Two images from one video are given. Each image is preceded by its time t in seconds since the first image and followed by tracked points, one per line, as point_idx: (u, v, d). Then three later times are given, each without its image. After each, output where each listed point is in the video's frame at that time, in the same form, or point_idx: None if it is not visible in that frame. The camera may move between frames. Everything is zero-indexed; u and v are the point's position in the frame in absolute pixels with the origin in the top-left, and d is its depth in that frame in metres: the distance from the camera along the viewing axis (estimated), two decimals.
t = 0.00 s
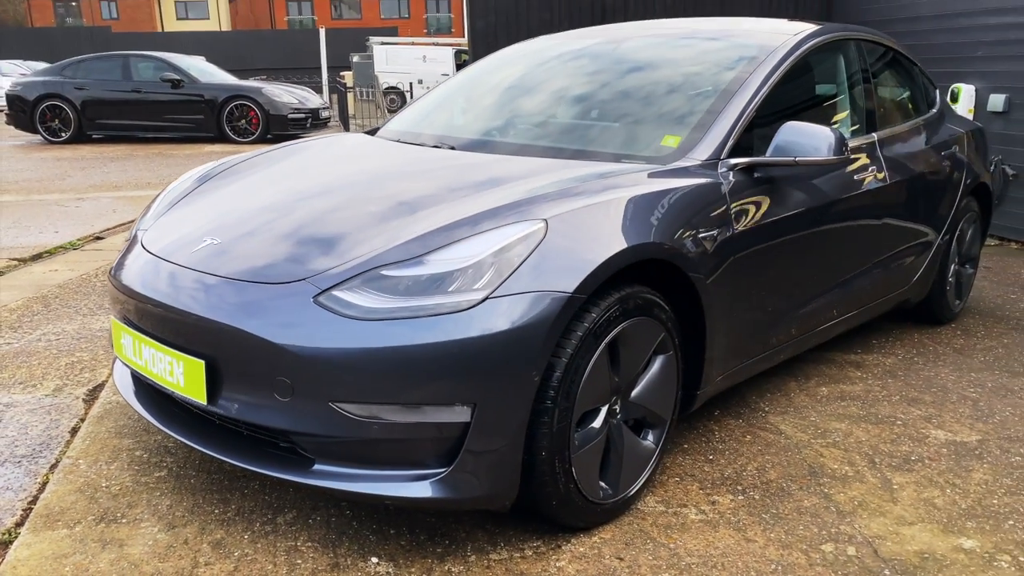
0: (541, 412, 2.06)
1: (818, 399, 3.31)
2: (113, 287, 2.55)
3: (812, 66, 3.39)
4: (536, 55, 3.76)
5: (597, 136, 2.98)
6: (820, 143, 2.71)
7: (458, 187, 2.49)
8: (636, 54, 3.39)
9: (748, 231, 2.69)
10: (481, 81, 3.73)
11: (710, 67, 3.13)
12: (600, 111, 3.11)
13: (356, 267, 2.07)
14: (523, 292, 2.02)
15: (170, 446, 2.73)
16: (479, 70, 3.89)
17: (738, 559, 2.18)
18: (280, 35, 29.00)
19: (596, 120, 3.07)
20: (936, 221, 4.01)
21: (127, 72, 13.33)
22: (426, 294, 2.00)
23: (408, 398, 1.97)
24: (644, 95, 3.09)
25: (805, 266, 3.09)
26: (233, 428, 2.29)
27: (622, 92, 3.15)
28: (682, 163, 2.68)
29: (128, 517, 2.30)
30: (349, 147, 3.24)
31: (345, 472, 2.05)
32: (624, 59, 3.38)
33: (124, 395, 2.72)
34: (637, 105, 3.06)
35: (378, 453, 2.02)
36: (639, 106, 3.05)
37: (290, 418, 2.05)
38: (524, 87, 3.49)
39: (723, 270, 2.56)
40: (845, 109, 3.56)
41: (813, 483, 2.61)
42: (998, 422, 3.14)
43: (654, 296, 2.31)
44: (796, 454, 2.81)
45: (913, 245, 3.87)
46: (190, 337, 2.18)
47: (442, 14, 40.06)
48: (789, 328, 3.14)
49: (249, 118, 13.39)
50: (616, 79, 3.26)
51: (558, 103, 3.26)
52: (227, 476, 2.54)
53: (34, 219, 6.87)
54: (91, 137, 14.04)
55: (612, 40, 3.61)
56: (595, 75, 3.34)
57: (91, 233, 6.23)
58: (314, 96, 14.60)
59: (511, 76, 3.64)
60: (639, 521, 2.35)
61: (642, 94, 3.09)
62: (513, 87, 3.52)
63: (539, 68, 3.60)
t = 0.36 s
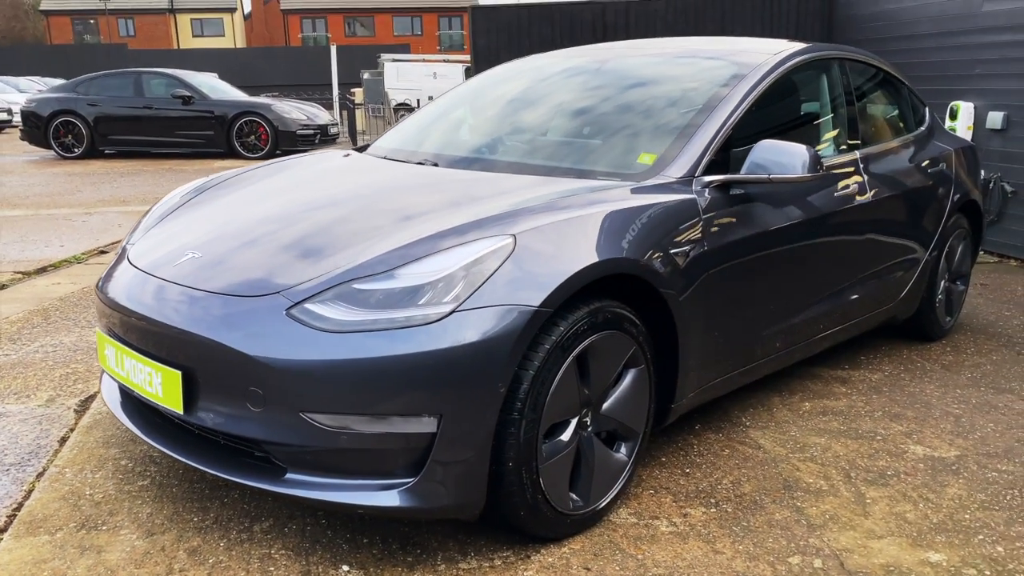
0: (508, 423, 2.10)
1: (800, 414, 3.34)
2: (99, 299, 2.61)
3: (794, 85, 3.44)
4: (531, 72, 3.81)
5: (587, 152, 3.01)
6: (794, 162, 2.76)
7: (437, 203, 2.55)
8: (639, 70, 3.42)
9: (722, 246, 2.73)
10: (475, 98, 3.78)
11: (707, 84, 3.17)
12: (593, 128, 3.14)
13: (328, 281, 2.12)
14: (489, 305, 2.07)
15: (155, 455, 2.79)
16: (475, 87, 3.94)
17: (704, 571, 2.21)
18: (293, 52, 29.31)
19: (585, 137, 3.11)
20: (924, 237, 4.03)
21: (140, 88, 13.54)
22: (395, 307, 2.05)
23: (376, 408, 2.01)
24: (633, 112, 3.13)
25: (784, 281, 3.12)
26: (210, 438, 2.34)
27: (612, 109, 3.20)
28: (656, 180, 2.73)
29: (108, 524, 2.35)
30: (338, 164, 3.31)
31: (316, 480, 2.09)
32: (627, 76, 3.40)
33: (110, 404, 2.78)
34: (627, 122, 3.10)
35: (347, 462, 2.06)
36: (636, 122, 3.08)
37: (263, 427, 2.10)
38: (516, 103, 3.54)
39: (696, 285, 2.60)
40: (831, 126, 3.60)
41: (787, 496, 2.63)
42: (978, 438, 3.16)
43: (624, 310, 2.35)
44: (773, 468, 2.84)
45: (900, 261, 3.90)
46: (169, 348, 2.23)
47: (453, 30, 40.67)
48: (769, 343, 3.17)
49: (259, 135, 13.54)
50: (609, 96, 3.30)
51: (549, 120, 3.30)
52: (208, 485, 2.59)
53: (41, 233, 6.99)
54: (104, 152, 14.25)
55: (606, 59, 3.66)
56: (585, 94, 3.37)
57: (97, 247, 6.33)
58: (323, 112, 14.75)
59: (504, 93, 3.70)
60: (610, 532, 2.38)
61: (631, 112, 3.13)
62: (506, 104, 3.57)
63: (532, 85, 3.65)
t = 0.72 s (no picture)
0: (488, 430, 2.15)
1: (790, 426, 3.36)
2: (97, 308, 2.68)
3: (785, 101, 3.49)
4: (531, 87, 3.88)
5: (584, 166, 3.06)
6: (779, 175, 2.78)
7: (426, 216, 2.61)
8: (648, 84, 3.46)
9: (707, 259, 2.78)
10: (476, 112, 3.85)
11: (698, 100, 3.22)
12: (591, 142, 3.19)
13: (314, 291, 2.18)
14: (469, 315, 2.12)
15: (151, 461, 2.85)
16: (476, 102, 4.01)
17: None
18: (310, 67, 29.65)
19: (582, 151, 3.16)
20: (919, 251, 4.05)
21: (157, 103, 13.76)
22: (377, 316, 2.10)
23: (357, 415, 2.06)
24: (628, 127, 3.18)
25: (773, 294, 3.16)
26: (201, 444, 2.40)
27: (608, 123, 3.25)
28: (642, 194, 2.77)
29: (101, 528, 2.41)
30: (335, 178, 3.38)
31: (299, 485, 2.14)
32: (638, 89, 3.44)
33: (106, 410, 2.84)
34: (622, 136, 3.14)
35: (329, 467, 2.11)
36: (633, 136, 3.12)
37: (248, 433, 2.15)
38: (515, 118, 3.60)
39: (679, 297, 2.64)
40: (825, 139, 3.64)
41: (770, 507, 2.66)
42: (968, 451, 3.17)
43: (605, 321, 2.40)
44: (759, 479, 2.86)
45: (895, 275, 3.92)
46: (161, 355, 2.30)
47: (464, 46, 41.89)
48: (759, 355, 3.20)
49: (273, 148, 13.76)
50: (606, 110, 3.35)
51: (546, 134, 3.36)
52: (201, 490, 2.65)
53: (55, 244, 7.13)
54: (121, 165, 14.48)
55: (605, 74, 3.72)
56: (582, 109, 3.43)
57: (108, 258, 6.45)
58: (337, 126, 14.92)
59: (504, 108, 3.76)
60: (592, 540, 2.42)
61: (629, 126, 3.18)
62: (505, 119, 3.63)
63: (531, 100, 3.71)
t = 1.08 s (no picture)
0: (472, 435, 2.17)
1: (787, 437, 3.35)
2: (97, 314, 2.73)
3: (784, 112, 3.50)
4: (533, 100, 3.91)
5: (585, 177, 3.07)
6: (771, 186, 2.80)
7: (419, 225, 2.64)
8: (660, 94, 3.47)
9: (698, 268, 2.79)
10: (478, 124, 3.89)
11: (692, 110, 3.25)
12: (593, 153, 3.21)
13: (302, 297, 2.22)
14: (454, 321, 2.15)
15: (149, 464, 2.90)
16: (478, 114, 4.05)
17: None
18: (330, 79, 29.91)
19: (582, 162, 3.18)
20: (922, 262, 4.04)
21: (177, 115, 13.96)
22: (363, 322, 2.14)
23: (342, 419, 2.09)
24: (627, 138, 3.20)
25: (768, 303, 3.17)
26: (194, 447, 2.44)
27: (607, 135, 3.27)
28: (632, 203, 2.80)
29: (96, 529, 2.45)
30: (337, 187, 3.43)
31: (287, 488, 2.17)
32: (649, 98, 3.45)
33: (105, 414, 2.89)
34: (632, 143, 3.16)
35: (315, 471, 2.14)
36: (633, 147, 3.14)
37: (237, 436, 2.19)
38: (516, 129, 3.63)
39: (669, 306, 2.66)
40: (824, 150, 3.65)
41: (760, 516, 2.66)
42: (966, 463, 3.15)
43: (593, 329, 2.42)
44: (751, 488, 2.87)
45: (896, 286, 3.91)
46: (155, 359, 2.35)
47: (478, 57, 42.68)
48: (754, 365, 3.21)
49: (290, 159, 13.86)
50: (606, 122, 3.37)
51: (547, 145, 3.38)
52: (195, 494, 2.69)
53: (72, 253, 7.24)
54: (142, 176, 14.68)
55: (606, 86, 3.74)
56: (583, 121, 3.45)
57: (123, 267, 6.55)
58: (354, 138, 15.04)
59: (505, 120, 3.79)
60: (578, 547, 2.43)
61: (639, 134, 3.19)
62: (506, 131, 3.66)
63: (533, 112, 3.74)
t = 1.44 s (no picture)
0: (449, 438, 2.17)
1: (783, 444, 3.31)
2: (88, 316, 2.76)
3: (782, 117, 3.47)
4: (532, 105, 3.90)
5: (584, 181, 3.04)
6: (763, 191, 2.76)
7: (405, 228, 2.65)
8: (673, 98, 3.43)
9: (688, 273, 2.77)
10: (476, 130, 3.88)
11: (684, 114, 3.23)
12: (589, 157, 3.19)
13: (282, 299, 2.22)
14: (430, 324, 2.14)
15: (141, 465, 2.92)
16: (478, 121, 4.04)
17: None
18: (351, 87, 30.07)
19: (578, 167, 3.15)
20: (926, 269, 3.98)
21: (197, 122, 14.10)
22: (340, 323, 2.14)
23: (318, 421, 2.09)
24: (630, 141, 3.17)
25: (763, 309, 3.14)
26: (178, 448, 2.45)
27: (613, 137, 3.23)
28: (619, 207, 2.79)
29: (82, 528, 2.47)
30: (334, 192, 3.44)
31: (265, 489, 2.18)
32: (663, 102, 3.41)
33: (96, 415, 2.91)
34: (641, 144, 3.12)
35: (291, 472, 2.14)
36: (629, 151, 3.11)
37: (215, 437, 2.20)
38: (515, 135, 3.62)
39: (656, 311, 2.64)
40: (823, 155, 3.61)
41: (749, 524, 2.63)
42: (964, 473, 3.10)
43: (576, 333, 2.40)
44: (742, 496, 2.83)
45: (899, 293, 3.86)
46: (139, 359, 2.36)
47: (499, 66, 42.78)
48: (748, 371, 3.18)
49: (307, 166, 13.90)
50: (602, 126, 3.35)
51: (546, 150, 3.36)
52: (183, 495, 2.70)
53: (88, 257, 7.31)
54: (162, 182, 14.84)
55: (604, 92, 3.73)
56: (595, 122, 3.42)
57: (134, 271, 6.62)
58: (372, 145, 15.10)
59: (507, 125, 3.77)
60: (560, 552, 2.42)
61: (650, 134, 3.15)
62: (505, 137, 3.65)
63: (531, 118, 3.73)
